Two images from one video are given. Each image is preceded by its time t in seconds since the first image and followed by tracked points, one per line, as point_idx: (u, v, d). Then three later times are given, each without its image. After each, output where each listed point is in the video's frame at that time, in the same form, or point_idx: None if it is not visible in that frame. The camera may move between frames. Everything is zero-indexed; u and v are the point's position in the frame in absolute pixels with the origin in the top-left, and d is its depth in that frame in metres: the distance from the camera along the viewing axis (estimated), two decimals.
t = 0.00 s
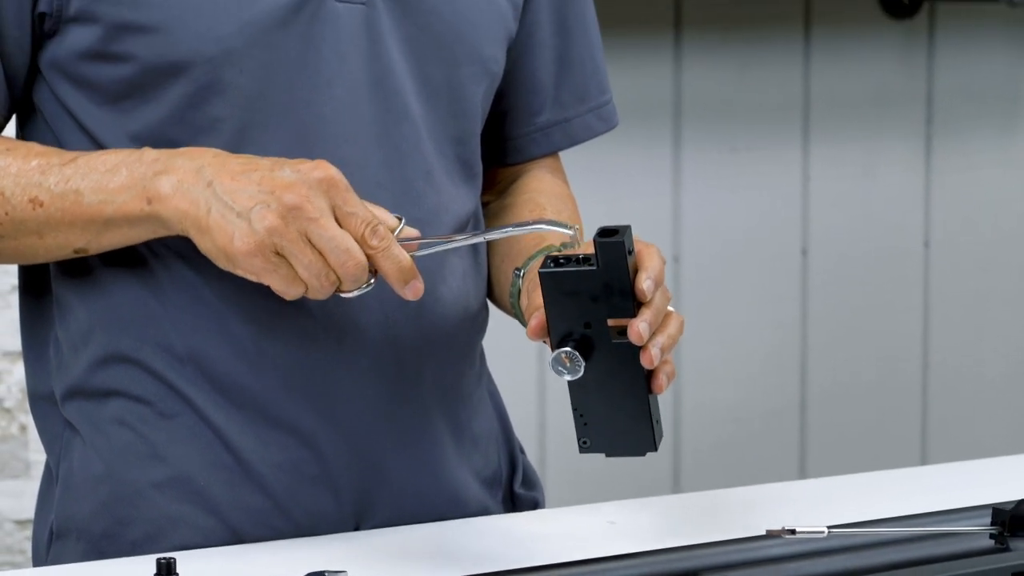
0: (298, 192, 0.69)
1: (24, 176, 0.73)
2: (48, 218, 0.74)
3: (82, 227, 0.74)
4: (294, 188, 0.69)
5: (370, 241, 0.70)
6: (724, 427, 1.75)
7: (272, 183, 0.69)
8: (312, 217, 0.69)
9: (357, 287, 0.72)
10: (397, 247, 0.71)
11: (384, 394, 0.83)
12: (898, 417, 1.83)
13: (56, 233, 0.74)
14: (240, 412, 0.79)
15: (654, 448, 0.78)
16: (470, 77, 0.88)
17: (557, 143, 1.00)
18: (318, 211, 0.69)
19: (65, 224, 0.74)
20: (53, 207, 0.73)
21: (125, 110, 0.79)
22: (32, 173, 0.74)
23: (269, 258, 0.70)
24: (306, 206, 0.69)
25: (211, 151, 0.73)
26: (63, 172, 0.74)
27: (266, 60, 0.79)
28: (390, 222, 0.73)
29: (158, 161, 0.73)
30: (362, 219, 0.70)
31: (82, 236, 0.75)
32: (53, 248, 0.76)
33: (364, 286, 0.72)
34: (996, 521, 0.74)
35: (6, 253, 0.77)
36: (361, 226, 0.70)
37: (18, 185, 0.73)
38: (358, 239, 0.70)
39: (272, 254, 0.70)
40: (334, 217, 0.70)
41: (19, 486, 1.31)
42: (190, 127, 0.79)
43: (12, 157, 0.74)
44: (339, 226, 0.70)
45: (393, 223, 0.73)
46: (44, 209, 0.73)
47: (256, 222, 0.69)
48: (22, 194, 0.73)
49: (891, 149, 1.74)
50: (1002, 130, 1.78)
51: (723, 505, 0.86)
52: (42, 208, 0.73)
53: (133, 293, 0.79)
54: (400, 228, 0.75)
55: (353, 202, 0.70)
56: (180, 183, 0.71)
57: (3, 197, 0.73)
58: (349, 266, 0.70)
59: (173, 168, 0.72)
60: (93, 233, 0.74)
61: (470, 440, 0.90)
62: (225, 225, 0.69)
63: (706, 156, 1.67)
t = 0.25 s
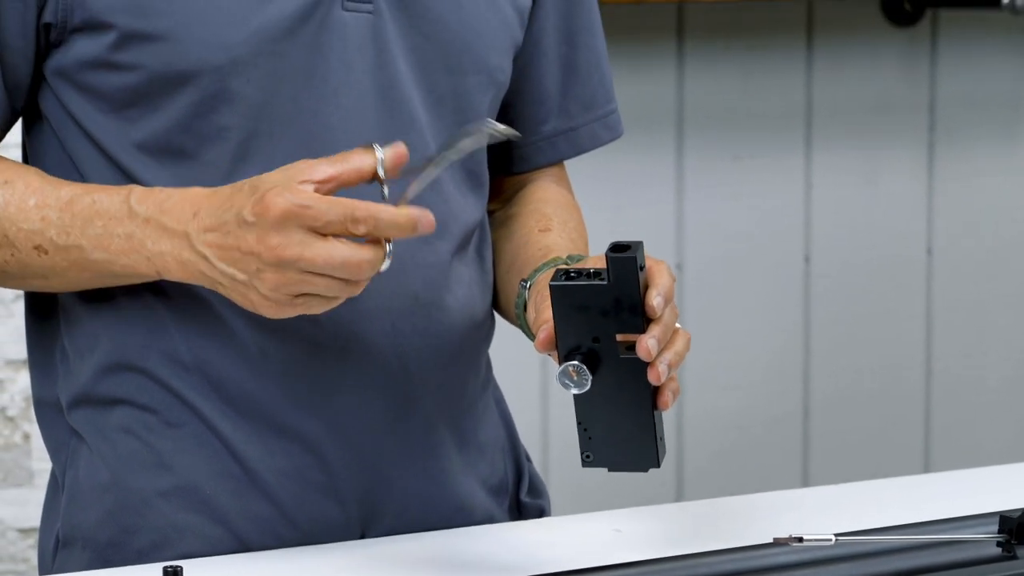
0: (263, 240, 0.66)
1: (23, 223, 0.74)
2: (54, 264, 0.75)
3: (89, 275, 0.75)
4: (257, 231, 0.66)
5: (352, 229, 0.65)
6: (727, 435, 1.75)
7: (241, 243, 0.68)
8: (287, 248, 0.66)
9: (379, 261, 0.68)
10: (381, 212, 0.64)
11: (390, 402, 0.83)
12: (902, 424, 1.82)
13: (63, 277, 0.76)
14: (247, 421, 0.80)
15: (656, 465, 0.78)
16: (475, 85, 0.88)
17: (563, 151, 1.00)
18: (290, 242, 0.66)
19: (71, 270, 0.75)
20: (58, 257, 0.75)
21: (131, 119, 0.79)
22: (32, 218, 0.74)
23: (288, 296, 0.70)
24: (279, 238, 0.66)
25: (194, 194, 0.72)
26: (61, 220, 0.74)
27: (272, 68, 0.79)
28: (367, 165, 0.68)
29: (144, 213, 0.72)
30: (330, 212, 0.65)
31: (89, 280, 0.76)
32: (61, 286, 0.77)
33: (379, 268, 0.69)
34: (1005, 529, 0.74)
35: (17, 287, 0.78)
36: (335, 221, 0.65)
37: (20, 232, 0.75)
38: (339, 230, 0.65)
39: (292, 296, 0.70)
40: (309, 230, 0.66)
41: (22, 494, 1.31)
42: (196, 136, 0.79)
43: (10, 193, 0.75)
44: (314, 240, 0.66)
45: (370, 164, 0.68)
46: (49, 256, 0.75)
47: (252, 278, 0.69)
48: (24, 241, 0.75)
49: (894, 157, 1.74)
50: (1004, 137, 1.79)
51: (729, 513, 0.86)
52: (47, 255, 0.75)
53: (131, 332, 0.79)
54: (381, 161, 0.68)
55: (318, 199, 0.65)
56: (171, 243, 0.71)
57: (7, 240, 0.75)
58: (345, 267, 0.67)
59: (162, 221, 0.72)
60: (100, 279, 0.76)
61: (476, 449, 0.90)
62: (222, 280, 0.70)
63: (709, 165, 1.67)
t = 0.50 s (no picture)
0: (247, 219, 0.66)
1: (42, 227, 0.74)
2: (72, 268, 0.75)
3: (108, 281, 0.75)
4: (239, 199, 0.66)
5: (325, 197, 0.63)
6: (726, 434, 1.74)
7: (234, 228, 0.67)
8: (268, 222, 0.65)
9: (370, 230, 0.65)
10: (353, 172, 0.62)
11: (388, 401, 0.83)
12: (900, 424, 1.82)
13: (81, 283, 0.76)
14: (244, 419, 0.79)
15: (642, 471, 0.78)
16: (477, 85, 0.88)
17: (562, 154, 1.00)
18: (269, 217, 0.65)
19: (89, 275, 0.75)
20: (75, 262, 0.74)
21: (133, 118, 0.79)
22: (50, 223, 0.74)
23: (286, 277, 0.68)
24: (258, 208, 0.65)
25: (204, 198, 0.72)
26: (79, 225, 0.74)
27: (275, 65, 0.79)
28: (352, 138, 0.67)
29: (158, 219, 0.72)
30: (303, 181, 0.64)
31: (108, 287, 0.76)
32: (79, 293, 0.77)
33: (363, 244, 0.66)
34: (1004, 529, 0.73)
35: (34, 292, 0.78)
36: (309, 190, 0.63)
37: (37, 237, 0.74)
38: (315, 199, 0.64)
39: (288, 276, 0.68)
40: (288, 205, 0.64)
41: (21, 493, 1.31)
42: (198, 133, 0.79)
43: (29, 198, 0.74)
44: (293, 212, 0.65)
45: (354, 136, 0.67)
46: (67, 261, 0.74)
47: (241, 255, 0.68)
48: (42, 246, 0.74)
49: (893, 156, 1.74)
50: (1003, 137, 1.79)
51: (728, 512, 0.86)
52: (64, 260, 0.74)
53: (137, 336, 0.78)
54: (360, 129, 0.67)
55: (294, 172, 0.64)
56: (185, 246, 0.71)
57: (24, 245, 0.75)
58: (323, 236, 0.64)
59: (177, 225, 0.71)
60: (118, 284, 0.75)
61: (475, 448, 0.90)
62: (218, 267, 0.70)
63: (708, 165, 1.67)
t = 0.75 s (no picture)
0: (247, 204, 0.66)
1: (44, 217, 0.74)
2: (73, 259, 0.74)
3: (110, 271, 0.75)
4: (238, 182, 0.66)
5: (325, 181, 0.63)
6: (726, 430, 1.74)
7: (234, 214, 0.67)
8: (267, 207, 0.65)
9: (370, 213, 0.65)
10: (352, 156, 0.63)
11: (389, 397, 0.83)
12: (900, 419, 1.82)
13: (83, 273, 0.75)
14: (244, 414, 0.79)
15: (640, 466, 0.78)
16: (478, 80, 0.88)
17: (562, 151, 1.00)
18: (268, 201, 0.65)
19: (90, 265, 0.74)
20: (77, 252, 0.74)
21: (135, 111, 0.79)
22: (52, 213, 0.74)
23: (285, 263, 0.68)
24: (258, 191, 0.65)
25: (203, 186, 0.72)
26: (82, 215, 0.74)
27: (276, 60, 0.79)
28: (351, 123, 0.67)
29: (158, 208, 0.72)
30: (303, 166, 0.64)
31: (109, 277, 0.75)
32: (82, 284, 0.76)
33: (362, 229, 0.67)
34: (1004, 524, 0.74)
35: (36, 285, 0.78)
36: (309, 174, 0.64)
37: (39, 227, 0.74)
38: (315, 184, 0.64)
39: (287, 261, 0.68)
40: (288, 188, 0.65)
41: (19, 488, 1.31)
42: (199, 126, 0.79)
43: (32, 189, 0.74)
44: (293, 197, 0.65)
45: (353, 121, 0.67)
46: (68, 251, 0.74)
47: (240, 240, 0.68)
48: (44, 237, 0.74)
49: (892, 152, 1.74)
50: (1001, 133, 1.80)
51: (728, 508, 0.86)
52: (66, 250, 0.74)
53: (136, 327, 0.78)
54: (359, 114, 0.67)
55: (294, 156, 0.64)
56: (186, 234, 0.71)
57: (26, 236, 0.74)
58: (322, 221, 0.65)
59: (178, 214, 0.71)
60: (121, 275, 0.75)
61: (475, 444, 0.90)
62: (217, 253, 0.70)
63: (708, 160, 1.67)
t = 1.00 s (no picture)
0: (243, 197, 0.65)
1: (42, 210, 0.74)
2: (71, 253, 0.74)
3: (107, 266, 0.74)
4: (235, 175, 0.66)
5: (321, 174, 0.63)
6: (727, 427, 1.74)
7: (230, 207, 0.67)
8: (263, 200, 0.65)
9: (365, 208, 0.65)
10: (349, 150, 0.63)
11: (390, 394, 0.82)
12: (900, 417, 1.82)
13: (80, 268, 0.75)
14: (245, 411, 0.79)
15: (643, 462, 0.77)
16: (479, 78, 0.87)
17: (562, 150, 1.00)
18: (264, 194, 0.64)
19: (88, 260, 0.74)
20: (74, 247, 0.74)
21: (136, 106, 0.78)
22: (50, 207, 0.74)
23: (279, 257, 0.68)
24: (254, 184, 0.64)
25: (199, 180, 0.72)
26: (79, 209, 0.74)
27: (277, 56, 0.79)
28: (349, 118, 0.67)
29: (154, 201, 0.72)
30: (300, 159, 0.64)
31: (106, 272, 0.75)
32: (80, 279, 0.76)
33: (357, 225, 0.67)
34: (1005, 521, 0.73)
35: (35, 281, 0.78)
36: (306, 168, 0.64)
37: (37, 221, 0.74)
38: (311, 178, 0.64)
39: (283, 255, 0.68)
40: (284, 182, 0.64)
41: (21, 485, 1.30)
42: (200, 122, 0.78)
43: (31, 184, 0.74)
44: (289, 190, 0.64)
45: (351, 116, 0.67)
46: (66, 245, 0.74)
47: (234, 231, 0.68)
48: (42, 231, 0.74)
49: (893, 150, 1.74)
50: (1002, 130, 1.80)
51: (729, 505, 0.86)
52: (63, 245, 0.74)
53: (134, 322, 0.78)
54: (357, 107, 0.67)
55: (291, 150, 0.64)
56: (183, 227, 0.71)
57: (24, 231, 0.74)
58: (318, 215, 0.64)
59: (174, 207, 0.71)
60: (117, 270, 0.75)
61: (476, 441, 0.90)
62: (213, 246, 0.70)
63: (709, 158, 1.66)
